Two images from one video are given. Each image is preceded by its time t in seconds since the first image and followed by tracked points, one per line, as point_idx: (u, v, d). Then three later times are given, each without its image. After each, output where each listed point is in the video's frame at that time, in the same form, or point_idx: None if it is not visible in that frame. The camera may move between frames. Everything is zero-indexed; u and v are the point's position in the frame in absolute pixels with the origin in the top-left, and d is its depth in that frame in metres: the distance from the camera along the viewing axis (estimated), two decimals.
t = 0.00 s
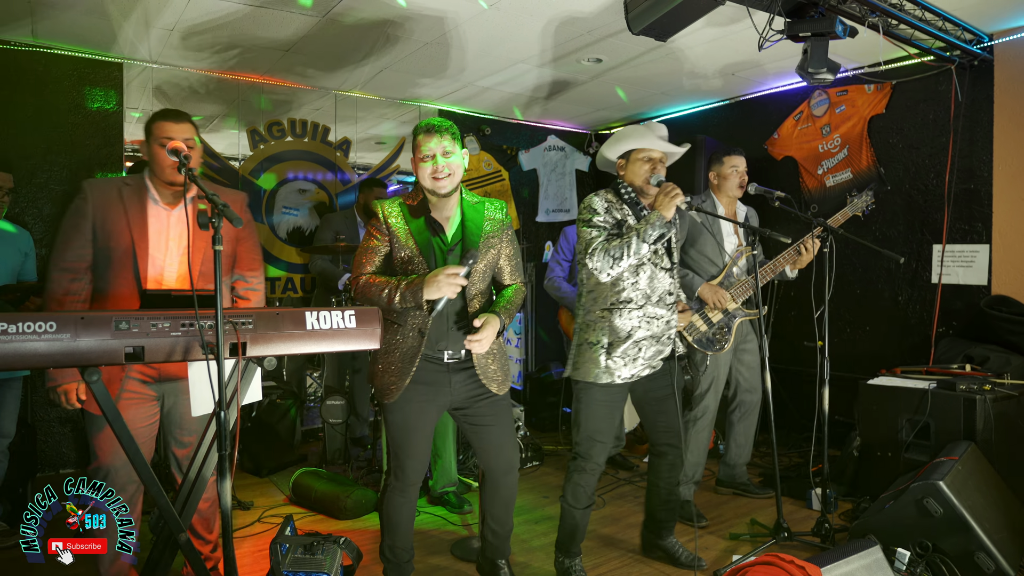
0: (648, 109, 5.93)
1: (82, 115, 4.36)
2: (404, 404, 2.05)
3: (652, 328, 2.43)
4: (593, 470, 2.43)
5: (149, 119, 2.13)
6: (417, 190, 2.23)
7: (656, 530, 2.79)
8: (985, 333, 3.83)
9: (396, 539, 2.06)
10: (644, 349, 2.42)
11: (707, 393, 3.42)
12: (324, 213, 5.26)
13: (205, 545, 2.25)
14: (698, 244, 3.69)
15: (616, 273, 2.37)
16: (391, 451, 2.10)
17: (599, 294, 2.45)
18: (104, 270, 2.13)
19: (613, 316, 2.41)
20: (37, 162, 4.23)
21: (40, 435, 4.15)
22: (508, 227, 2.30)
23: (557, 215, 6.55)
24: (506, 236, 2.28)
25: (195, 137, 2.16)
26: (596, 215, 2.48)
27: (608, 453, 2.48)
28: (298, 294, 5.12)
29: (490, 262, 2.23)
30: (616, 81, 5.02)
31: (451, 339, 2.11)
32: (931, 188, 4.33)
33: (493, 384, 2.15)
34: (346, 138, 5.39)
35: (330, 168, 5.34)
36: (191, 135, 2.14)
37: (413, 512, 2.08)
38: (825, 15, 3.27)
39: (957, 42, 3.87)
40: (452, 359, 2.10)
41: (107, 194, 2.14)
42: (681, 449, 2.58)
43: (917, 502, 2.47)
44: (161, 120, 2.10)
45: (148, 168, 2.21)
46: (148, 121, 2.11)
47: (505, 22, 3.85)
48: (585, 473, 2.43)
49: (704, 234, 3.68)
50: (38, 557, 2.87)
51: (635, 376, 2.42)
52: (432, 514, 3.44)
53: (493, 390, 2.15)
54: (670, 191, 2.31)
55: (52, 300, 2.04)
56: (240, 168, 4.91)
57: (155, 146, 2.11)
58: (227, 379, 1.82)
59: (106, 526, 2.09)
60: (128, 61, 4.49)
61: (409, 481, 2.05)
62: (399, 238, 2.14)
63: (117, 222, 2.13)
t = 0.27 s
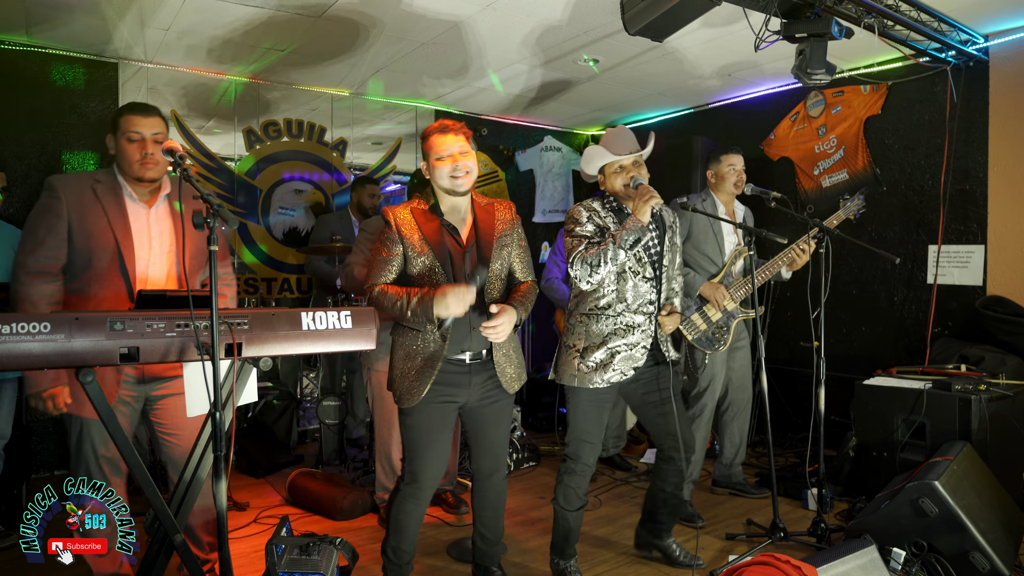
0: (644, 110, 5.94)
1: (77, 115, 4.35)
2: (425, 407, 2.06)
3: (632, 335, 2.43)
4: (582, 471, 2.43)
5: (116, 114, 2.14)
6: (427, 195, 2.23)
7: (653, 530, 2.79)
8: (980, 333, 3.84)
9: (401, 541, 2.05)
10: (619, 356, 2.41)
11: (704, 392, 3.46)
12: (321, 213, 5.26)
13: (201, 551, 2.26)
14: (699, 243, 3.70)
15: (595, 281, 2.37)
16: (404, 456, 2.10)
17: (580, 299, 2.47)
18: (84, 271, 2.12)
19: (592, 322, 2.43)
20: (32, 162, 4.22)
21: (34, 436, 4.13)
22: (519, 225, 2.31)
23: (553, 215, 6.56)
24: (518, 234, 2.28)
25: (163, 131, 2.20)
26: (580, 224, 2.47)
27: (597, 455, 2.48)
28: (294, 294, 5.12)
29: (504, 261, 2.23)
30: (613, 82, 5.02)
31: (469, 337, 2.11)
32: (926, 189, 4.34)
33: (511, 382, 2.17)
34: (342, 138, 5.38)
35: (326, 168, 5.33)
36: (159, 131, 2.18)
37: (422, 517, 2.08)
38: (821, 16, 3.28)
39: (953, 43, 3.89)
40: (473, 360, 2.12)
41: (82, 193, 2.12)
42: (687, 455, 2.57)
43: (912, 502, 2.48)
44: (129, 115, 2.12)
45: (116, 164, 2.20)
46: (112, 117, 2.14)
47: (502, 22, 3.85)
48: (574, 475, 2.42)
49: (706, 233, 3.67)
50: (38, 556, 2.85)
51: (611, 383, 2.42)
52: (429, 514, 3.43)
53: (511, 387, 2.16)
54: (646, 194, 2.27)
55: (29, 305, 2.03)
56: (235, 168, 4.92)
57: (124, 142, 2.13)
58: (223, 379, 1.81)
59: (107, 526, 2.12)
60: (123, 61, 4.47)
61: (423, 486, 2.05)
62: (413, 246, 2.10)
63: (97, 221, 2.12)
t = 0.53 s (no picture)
0: (643, 110, 5.94)
1: (75, 114, 4.35)
2: (422, 406, 2.06)
3: (649, 337, 2.44)
4: (595, 468, 2.43)
5: (103, 110, 2.13)
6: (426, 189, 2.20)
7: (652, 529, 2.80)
8: (978, 334, 3.85)
9: (397, 541, 2.06)
10: (639, 356, 2.42)
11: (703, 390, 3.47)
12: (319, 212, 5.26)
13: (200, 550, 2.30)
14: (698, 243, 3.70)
15: (611, 287, 2.37)
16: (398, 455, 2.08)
17: (596, 305, 2.47)
18: (79, 270, 2.11)
19: (609, 326, 2.44)
20: (30, 161, 4.21)
21: (33, 435, 4.13)
22: (512, 224, 2.33)
23: (552, 215, 6.56)
24: (512, 233, 2.31)
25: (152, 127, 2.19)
26: (590, 231, 2.49)
27: (610, 452, 2.48)
28: (293, 293, 5.12)
29: (499, 259, 2.25)
30: (612, 82, 5.02)
31: (476, 332, 2.13)
32: (924, 189, 4.35)
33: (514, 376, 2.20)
34: (340, 138, 5.39)
35: (324, 168, 5.33)
36: (148, 127, 2.16)
37: (415, 517, 2.08)
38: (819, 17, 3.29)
39: (951, 43, 3.89)
40: (473, 357, 2.13)
41: (74, 189, 2.11)
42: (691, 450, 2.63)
43: (910, 502, 2.49)
44: (117, 111, 2.11)
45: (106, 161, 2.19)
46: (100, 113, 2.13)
47: (501, 22, 3.85)
48: (586, 471, 2.42)
49: (703, 234, 3.68)
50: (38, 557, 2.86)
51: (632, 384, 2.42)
52: (428, 514, 3.43)
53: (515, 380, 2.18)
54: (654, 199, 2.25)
55: (25, 307, 2.00)
56: (234, 167, 4.92)
57: (113, 138, 2.11)
58: (223, 378, 1.80)
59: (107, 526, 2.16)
60: (121, 60, 4.47)
61: (416, 486, 2.05)
62: (406, 241, 2.09)
63: (90, 219, 2.11)
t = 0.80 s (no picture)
0: (642, 110, 5.94)
1: (75, 114, 4.35)
2: (403, 410, 2.04)
3: (665, 332, 2.46)
4: (604, 466, 2.44)
5: (101, 117, 2.15)
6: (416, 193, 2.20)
7: (652, 529, 2.80)
8: (977, 333, 3.85)
9: (391, 543, 2.06)
10: (657, 352, 2.44)
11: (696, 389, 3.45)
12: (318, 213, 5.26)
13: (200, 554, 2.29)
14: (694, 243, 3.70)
15: (633, 279, 2.36)
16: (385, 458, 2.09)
17: (612, 300, 2.45)
18: (83, 276, 2.11)
19: (627, 322, 2.42)
20: (29, 162, 4.21)
21: (33, 436, 4.13)
22: (501, 230, 2.31)
23: (551, 215, 6.57)
24: (501, 239, 2.28)
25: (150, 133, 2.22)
26: (605, 224, 2.47)
27: (620, 451, 2.49)
28: (292, 294, 5.11)
29: (485, 265, 2.22)
30: (611, 81, 5.02)
31: (444, 342, 2.09)
32: (923, 189, 4.36)
33: (490, 388, 2.17)
34: (339, 137, 5.37)
35: (323, 168, 5.32)
36: (146, 132, 2.19)
37: (408, 519, 2.08)
38: (819, 16, 3.29)
39: (950, 43, 3.90)
40: (450, 364, 2.11)
41: (74, 196, 2.11)
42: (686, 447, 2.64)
43: (910, 501, 2.49)
44: (115, 116, 2.14)
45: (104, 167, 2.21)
46: (99, 120, 2.16)
47: (500, 22, 3.85)
48: (596, 470, 2.43)
49: (701, 234, 3.69)
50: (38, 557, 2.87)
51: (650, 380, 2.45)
52: (427, 514, 3.43)
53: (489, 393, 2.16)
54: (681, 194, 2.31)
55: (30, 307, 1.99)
56: (235, 167, 4.92)
57: (112, 144, 2.13)
58: (224, 378, 1.80)
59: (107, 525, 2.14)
60: (120, 60, 4.47)
61: (405, 488, 2.05)
62: (395, 244, 2.09)
63: (92, 224, 2.12)
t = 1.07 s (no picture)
0: (642, 109, 5.94)
1: (74, 114, 4.35)
2: (413, 405, 2.06)
3: (653, 327, 2.44)
4: (591, 470, 2.44)
5: (118, 115, 2.14)
6: (425, 190, 2.20)
7: (652, 528, 2.81)
8: (976, 333, 3.86)
9: (396, 537, 2.07)
10: (644, 348, 2.43)
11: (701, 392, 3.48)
12: (317, 212, 5.26)
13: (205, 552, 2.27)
14: (692, 244, 3.72)
15: (620, 270, 2.36)
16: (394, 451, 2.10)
17: (601, 292, 2.45)
18: (89, 271, 2.11)
19: (613, 314, 2.42)
20: (29, 161, 4.21)
21: (33, 435, 4.12)
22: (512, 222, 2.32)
23: (551, 214, 6.57)
24: (512, 232, 2.29)
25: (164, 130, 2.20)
26: (599, 213, 2.46)
27: (607, 453, 2.48)
28: (292, 293, 5.12)
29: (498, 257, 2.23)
30: (611, 81, 5.03)
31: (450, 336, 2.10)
32: (923, 188, 4.36)
33: (501, 382, 2.17)
34: (339, 137, 5.37)
35: (323, 168, 5.33)
36: (160, 129, 2.18)
37: (413, 513, 2.09)
38: (818, 16, 3.29)
39: (950, 43, 3.91)
40: (462, 358, 2.12)
41: (86, 193, 2.12)
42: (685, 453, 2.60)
43: (909, 500, 2.49)
44: (129, 114, 2.12)
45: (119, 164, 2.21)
46: (115, 117, 2.15)
47: (500, 21, 3.85)
48: (582, 474, 2.43)
49: (700, 235, 3.70)
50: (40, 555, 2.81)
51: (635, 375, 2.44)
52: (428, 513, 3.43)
53: (499, 386, 2.16)
54: (678, 190, 2.37)
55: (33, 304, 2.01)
56: (233, 168, 4.93)
57: (126, 141, 2.13)
58: (224, 377, 1.80)
59: (107, 526, 2.11)
60: (120, 60, 4.46)
61: (413, 482, 2.06)
62: (408, 237, 2.10)
63: (100, 219, 2.12)
